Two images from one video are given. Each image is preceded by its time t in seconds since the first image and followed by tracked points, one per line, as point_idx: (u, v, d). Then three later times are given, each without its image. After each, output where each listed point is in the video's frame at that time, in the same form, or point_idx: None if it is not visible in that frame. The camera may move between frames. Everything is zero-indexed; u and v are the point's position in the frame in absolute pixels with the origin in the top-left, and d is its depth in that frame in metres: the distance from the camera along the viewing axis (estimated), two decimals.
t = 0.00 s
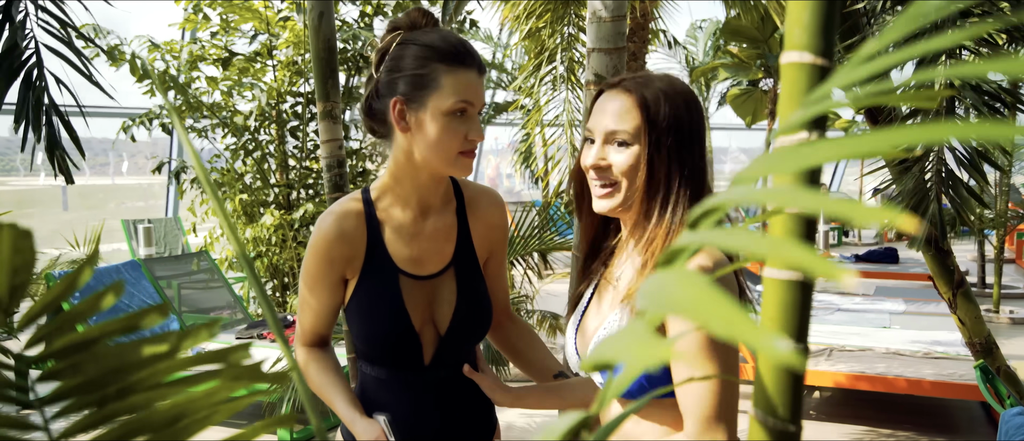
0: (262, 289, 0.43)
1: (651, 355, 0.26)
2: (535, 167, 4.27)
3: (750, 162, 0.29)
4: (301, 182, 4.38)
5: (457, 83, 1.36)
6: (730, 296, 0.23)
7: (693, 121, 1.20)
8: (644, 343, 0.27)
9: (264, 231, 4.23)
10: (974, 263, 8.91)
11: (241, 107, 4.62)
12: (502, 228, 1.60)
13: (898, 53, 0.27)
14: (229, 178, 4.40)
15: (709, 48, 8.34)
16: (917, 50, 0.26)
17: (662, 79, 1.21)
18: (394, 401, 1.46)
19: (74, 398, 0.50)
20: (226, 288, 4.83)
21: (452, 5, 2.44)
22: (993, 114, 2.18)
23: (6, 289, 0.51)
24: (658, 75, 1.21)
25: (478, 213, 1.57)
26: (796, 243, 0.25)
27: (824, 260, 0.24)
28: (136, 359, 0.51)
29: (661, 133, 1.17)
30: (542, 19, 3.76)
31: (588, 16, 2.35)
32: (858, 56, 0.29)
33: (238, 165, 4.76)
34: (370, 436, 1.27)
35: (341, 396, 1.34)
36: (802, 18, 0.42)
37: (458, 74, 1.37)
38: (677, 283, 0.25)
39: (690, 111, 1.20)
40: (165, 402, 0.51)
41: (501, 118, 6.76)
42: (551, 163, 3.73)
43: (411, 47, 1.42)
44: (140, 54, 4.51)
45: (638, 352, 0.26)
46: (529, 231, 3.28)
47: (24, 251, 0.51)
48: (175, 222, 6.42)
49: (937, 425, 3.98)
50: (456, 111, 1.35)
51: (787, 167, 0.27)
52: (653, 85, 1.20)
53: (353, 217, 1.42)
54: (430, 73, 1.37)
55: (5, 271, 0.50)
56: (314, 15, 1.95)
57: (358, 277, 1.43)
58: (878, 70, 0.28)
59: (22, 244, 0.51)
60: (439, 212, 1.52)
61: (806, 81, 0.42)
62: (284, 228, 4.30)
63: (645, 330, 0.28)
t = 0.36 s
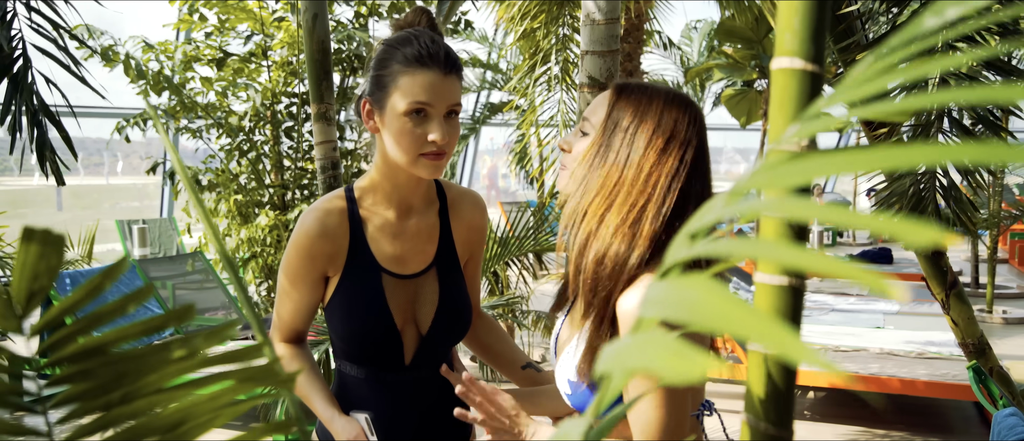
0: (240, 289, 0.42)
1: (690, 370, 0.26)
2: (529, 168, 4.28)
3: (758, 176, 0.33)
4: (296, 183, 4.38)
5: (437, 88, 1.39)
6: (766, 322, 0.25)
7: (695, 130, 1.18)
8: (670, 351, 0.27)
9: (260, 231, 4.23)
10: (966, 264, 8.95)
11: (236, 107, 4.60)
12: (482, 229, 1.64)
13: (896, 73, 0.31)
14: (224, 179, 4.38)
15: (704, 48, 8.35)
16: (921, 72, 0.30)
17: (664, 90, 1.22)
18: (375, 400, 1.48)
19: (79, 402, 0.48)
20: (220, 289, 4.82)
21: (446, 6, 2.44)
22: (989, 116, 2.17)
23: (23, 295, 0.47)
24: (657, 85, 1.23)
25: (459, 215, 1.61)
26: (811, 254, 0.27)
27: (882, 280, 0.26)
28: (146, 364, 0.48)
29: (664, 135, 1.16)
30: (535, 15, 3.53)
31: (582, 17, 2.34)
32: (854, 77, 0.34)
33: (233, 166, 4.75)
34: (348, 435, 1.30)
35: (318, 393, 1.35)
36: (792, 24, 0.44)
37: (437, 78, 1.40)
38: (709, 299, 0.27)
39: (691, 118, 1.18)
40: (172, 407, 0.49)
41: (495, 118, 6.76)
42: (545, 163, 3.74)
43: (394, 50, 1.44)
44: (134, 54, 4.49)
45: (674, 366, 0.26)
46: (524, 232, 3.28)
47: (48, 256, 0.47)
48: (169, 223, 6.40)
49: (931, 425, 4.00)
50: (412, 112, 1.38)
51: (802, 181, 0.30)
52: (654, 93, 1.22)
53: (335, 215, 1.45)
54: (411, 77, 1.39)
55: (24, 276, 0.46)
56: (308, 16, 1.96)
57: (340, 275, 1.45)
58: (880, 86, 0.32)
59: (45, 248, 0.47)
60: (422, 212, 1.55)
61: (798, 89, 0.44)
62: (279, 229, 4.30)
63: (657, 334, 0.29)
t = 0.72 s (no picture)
0: (239, 287, 0.44)
1: (686, 376, 0.27)
2: (525, 169, 4.26)
3: (759, 179, 0.33)
4: (291, 183, 4.36)
5: (424, 89, 1.40)
6: (764, 325, 0.25)
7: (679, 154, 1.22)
8: (669, 358, 0.28)
9: (255, 232, 4.20)
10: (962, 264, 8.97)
11: (231, 107, 4.59)
12: (466, 226, 1.66)
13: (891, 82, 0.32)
14: (219, 180, 4.37)
15: (699, 49, 8.34)
16: (911, 79, 0.30)
17: (643, 109, 1.26)
18: (366, 400, 1.47)
19: (61, 410, 0.48)
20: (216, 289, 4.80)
21: (442, 6, 2.43)
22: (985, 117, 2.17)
23: None
24: (637, 105, 1.27)
25: (446, 214, 1.61)
26: (810, 266, 0.28)
27: (857, 280, 0.27)
28: (124, 374, 0.48)
29: (644, 162, 1.22)
30: (532, 20, 3.78)
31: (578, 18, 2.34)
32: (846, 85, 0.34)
33: (228, 167, 4.73)
34: (343, 435, 1.30)
35: (311, 395, 1.35)
36: (789, 27, 0.44)
37: (422, 78, 1.40)
38: (710, 305, 0.27)
39: (673, 140, 1.22)
40: (157, 415, 0.48)
41: (492, 118, 6.75)
42: (542, 164, 3.72)
43: (382, 51, 1.44)
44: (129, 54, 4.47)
45: (671, 372, 0.27)
46: (520, 232, 3.26)
47: (13, 265, 0.49)
48: (165, 223, 6.38)
49: (926, 424, 4.01)
50: (403, 114, 1.38)
51: (799, 185, 0.30)
52: (633, 115, 1.25)
53: (323, 216, 1.44)
54: (398, 78, 1.40)
55: None
56: (303, 17, 1.95)
57: (329, 277, 1.44)
58: (874, 97, 0.33)
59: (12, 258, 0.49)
60: (409, 212, 1.55)
61: (794, 90, 0.44)
62: (274, 230, 4.28)
63: (656, 340, 0.29)
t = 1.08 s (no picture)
0: (250, 291, 0.46)
1: (653, 373, 0.28)
2: (522, 169, 4.27)
3: (753, 181, 0.33)
4: (288, 183, 4.36)
5: (423, 96, 1.41)
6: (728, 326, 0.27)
7: (656, 148, 1.25)
8: (640, 357, 0.29)
9: (252, 232, 4.20)
10: (956, 264, 9.02)
11: (228, 108, 4.59)
12: (453, 225, 1.66)
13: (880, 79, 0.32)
14: (216, 180, 4.37)
15: (696, 49, 8.36)
16: (910, 65, 0.29)
17: (616, 103, 1.28)
18: (359, 400, 1.48)
19: (79, 405, 0.49)
20: (213, 290, 4.80)
21: (440, 7, 2.43)
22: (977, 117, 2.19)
23: (24, 298, 0.48)
24: (611, 101, 1.29)
25: (433, 213, 1.61)
26: (789, 265, 0.29)
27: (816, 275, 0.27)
28: (146, 369, 0.48)
29: (621, 155, 1.24)
30: (531, 21, 3.77)
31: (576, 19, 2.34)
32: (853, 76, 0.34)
33: (225, 167, 4.73)
34: (336, 435, 1.30)
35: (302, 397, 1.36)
36: (789, 29, 0.45)
37: (416, 83, 1.41)
38: (682, 305, 0.28)
39: (650, 134, 1.24)
40: (173, 410, 0.49)
41: (489, 118, 6.76)
42: (540, 164, 3.73)
43: (370, 54, 1.44)
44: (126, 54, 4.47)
45: (636, 370, 0.29)
46: (517, 232, 3.28)
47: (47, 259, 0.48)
48: (162, 223, 6.37)
49: (922, 424, 4.03)
50: (412, 120, 1.40)
51: (781, 188, 0.31)
52: (608, 110, 1.27)
53: (311, 218, 1.44)
54: (403, 85, 1.40)
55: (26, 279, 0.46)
56: (302, 17, 1.95)
57: (318, 280, 1.44)
58: (870, 91, 0.32)
59: (49, 250, 0.47)
60: (396, 212, 1.55)
61: (793, 91, 0.44)
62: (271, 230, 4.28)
63: (637, 345, 0.30)
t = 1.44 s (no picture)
0: (241, 294, 0.46)
1: (671, 371, 0.28)
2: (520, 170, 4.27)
3: (749, 183, 0.34)
4: (285, 183, 4.36)
5: (415, 98, 1.40)
6: (753, 332, 0.28)
7: (637, 134, 1.25)
8: (658, 356, 0.30)
9: (248, 232, 4.19)
10: (954, 264, 9.03)
11: (224, 108, 4.58)
12: (449, 225, 1.67)
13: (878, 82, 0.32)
14: (213, 180, 4.36)
15: (693, 49, 8.36)
16: (907, 70, 0.30)
17: (597, 92, 1.28)
18: (355, 400, 1.48)
19: (68, 410, 0.49)
20: (210, 290, 4.78)
21: (436, 7, 2.43)
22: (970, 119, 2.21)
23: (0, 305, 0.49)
24: (592, 89, 1.29)
25: (428, 214, 1.62)
26: (796, 263, 0.29)
27: (837, 273, 0.28)
28: (130, 374, 0.49)
29: (604, 141, 1.24)
30: (527, 21, 3.72)
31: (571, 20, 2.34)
32: (847, 78, 0.34)
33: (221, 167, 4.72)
34: (327, 435, 1.29)
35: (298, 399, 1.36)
36: (783, 31, 0.45)
37: (408, 86, 1.40)
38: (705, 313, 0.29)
39: (630, 121, 1.25)
40: (163, 414, 0.49)
41: (486, 118, 6.75)
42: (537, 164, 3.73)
43: (363, 56, 1.44)
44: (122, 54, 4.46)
45: (653, 366, 0.29)
46: (515, 233, 3.27)
47: (21, 267, 0.49)
48: (159, 223, 6.35)
49: (919, 423, 4.03)
50: (399, 122, 1.39)
51: (781, 189, 0.31)
52: (588, 99, 1.27)
53: (306, 219, 1.44)
54: (394, 88, 1.39)
55: (2, 286, 0.48)
56: (298, 19, 1.94)
57: (313, 280, 1.44)
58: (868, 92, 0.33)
59: (18, 256, 0.48)
60: (391, 212, 1.55)
61: (789, 92, 0.45)
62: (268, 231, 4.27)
63: (645, 341, 0.31)
